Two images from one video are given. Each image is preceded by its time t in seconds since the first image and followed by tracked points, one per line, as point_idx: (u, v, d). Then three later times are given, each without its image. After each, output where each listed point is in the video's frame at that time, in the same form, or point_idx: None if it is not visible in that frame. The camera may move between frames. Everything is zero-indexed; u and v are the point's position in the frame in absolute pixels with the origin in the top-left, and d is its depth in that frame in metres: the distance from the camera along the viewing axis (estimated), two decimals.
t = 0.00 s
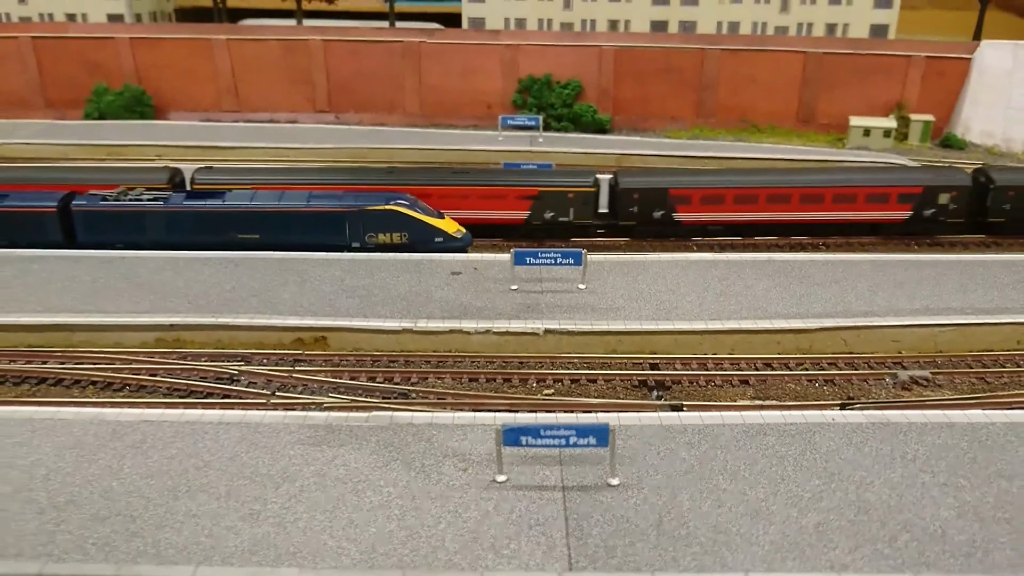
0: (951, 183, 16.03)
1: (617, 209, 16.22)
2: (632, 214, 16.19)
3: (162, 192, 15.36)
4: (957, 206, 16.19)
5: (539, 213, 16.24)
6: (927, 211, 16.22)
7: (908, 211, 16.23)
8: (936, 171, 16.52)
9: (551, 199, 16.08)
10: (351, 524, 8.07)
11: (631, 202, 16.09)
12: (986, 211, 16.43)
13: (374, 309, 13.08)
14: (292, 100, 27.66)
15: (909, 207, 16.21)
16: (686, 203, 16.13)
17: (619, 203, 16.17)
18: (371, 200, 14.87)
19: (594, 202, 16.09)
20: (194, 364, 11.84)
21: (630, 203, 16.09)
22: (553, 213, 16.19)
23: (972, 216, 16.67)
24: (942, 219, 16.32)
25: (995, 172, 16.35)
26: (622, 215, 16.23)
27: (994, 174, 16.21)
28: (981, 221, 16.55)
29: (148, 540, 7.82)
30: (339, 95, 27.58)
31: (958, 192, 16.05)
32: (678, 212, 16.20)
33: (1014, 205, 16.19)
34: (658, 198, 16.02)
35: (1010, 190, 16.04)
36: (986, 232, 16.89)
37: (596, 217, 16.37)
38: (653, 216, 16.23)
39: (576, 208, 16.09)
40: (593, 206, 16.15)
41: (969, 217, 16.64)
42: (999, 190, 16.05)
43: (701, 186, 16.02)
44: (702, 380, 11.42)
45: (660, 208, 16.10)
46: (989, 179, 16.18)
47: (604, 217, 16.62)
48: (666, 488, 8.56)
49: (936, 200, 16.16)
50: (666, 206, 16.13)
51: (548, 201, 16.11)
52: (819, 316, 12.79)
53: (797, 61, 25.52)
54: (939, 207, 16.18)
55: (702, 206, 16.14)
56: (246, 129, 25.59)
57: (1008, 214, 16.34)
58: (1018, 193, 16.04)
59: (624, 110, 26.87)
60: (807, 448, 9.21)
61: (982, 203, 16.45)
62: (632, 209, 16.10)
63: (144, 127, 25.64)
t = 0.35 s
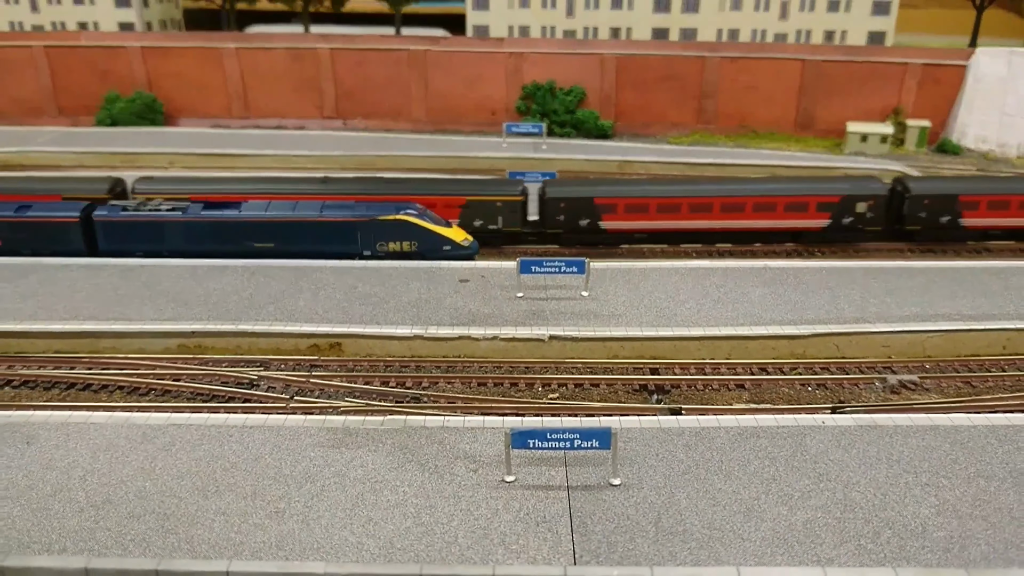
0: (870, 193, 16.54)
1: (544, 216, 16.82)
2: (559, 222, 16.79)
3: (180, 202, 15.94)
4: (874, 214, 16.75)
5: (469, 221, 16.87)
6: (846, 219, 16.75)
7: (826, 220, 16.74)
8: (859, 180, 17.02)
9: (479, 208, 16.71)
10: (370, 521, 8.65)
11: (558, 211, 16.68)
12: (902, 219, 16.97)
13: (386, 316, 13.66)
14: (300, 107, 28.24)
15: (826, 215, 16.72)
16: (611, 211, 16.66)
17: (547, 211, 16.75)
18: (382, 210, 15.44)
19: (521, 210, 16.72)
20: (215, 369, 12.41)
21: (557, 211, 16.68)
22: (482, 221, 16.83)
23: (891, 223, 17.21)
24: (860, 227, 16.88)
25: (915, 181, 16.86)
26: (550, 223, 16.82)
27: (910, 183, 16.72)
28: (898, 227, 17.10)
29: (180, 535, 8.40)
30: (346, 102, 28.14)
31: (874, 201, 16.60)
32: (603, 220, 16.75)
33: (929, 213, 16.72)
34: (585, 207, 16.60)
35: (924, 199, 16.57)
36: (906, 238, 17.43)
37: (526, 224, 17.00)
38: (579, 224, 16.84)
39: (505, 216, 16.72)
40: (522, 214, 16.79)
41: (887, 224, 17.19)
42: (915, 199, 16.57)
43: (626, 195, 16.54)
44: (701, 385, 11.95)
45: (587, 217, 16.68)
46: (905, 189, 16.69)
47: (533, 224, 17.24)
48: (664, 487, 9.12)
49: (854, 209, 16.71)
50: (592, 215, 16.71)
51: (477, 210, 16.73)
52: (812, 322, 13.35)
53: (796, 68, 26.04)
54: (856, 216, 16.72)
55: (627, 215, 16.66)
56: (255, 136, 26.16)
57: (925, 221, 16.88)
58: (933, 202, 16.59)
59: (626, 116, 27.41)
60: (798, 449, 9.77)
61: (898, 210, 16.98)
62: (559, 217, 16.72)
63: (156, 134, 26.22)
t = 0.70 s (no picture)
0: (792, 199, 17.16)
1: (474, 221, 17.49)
2: (488, 226, 17.39)
3: (196, 208, 16.55)
4: (794, 219, 17.37)
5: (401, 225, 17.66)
6: (766, 224, 17.37)
7: (747, 224, 17.34)
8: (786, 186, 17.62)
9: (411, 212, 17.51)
10: (386, 512, 9.27)
11: (488, 216, 17.32)
12: (822, 224, 17.62)
13: (396, 318, 14.28)
14: (307, 109, 28.83)
15: (748, 220, 17.33)
16: (539, 216, 17.24)
17: (477, 216, 17.40)
18: (391, 215, 16.06)
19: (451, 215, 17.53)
20: (234, 368, 13.01)
21: (487, 216, 17.32)
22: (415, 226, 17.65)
23: (811, 228, 17.85)
24: (780, 232, 17.49)
25: (835, 188, 17.49)
26: (480, 227, 17.43)
27: (828, 190, 17.39)
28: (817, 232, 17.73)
29: (210, 525, 9.04)
30: (352, 105, 28.70)
31: (794, 207, 17.24)
32: (532, 224, 17.30)
33: (847, 218, 17.35)
34: (514, 211, 17.20)
35: (841, 206, 17.22)
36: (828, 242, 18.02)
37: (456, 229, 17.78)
38: (509, 228, 17.39)
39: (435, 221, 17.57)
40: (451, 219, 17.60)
41: (808, 229, 17.81)
42: (832, 205, 17.23)
43: (554, 200, 17.14)
44: (697, 384, 12.53)
45: (515, 220, 17.25)
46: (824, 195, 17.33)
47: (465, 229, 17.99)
48: (661, 482, 9.74)
49: (774, 214, 17.30)
50: (521, 219, 17.28)
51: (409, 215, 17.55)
52: (803, 324, 13.97)
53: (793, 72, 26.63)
54: (776, 221, 17.33)
55: (554, 220, 17.24)
56: (263, 139, 26.71)
57: (843, 226, 17.51)
58: (851, 208, 17.22)
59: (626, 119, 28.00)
60: (787, 446, 10.39)
61: (818, 215, 17.64)
62: (488, 221, 17.33)
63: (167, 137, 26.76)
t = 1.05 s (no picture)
0: (724, 207, 17.75)
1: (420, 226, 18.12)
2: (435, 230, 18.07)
3: (218, 214, 17.22)
4: (728, 226, 17.94)
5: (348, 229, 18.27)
6: (700, 230, 17.96)
7: (683, 230, 17.97)
8: (724, 194, 18.22)
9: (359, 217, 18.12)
10: (410, 505, 9.97)
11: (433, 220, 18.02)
12: (755, 231, 18.17)
13: (413, 321, 14.97)
14: (318, 113, 29.50)
15: (683, 227, 17.96)
16: (482, 221, 17.94)
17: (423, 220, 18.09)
18: (406, 221, 16.73)
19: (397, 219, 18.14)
20: (260, 369, 13.70)
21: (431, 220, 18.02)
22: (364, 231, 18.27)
23: (745, 234, 18.40)
24: (715, 238, 18.08)
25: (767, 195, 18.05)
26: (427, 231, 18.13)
27: (761, 197, 17.95)
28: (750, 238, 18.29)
29: (247, 516, 9.74)
30: (361, 109, 29.37)
31: (727, 214, 17.80)
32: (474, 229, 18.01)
33: (779, 225, 17.92)
34: (457, 216, 17.91)
35: (773, 212, 17.76)
36: (762, 248, 18.56)
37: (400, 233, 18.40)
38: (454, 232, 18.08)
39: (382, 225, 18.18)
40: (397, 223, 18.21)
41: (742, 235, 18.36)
42: (764, 212, 17.80)
43: (494, 206, 17.83)
44: (700, 384, 13.13)
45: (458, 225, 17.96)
46: (756, 202, 17.88)
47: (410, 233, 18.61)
48: (666, 476, 10.44)
49: (708, 220, 17.88)
50: (465, 224, 17.98)
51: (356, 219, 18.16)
52: (800, 327, 14.65)
53: (793, 78, 27.25)
54: (710, 227, 17.92)
55: (495, 225, 17.95)
56: (275, 143, 27.38)
57: (775, 232, 18.06)
58: (781, 214, 17.78)
59: (630, 123, 28.66)
60: (783, 443, 11.09)
61: (752, 222, 18.22)
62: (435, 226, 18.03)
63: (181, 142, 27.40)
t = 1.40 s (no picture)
0: (669, 213, 18.44)
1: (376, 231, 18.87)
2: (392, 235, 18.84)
3: (237, 221, 17.91)
4: (673, 231, 18.68)
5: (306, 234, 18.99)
6: (647, 235, 18.67)
7: (629, 236, 18.62)
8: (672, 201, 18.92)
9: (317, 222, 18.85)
10: (429, 498, 10.64)
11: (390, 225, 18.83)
12: (700, 236, 18.87)
13: (426, 324, 15.65)
14: (327, 119, 30.19)
15: (630, 232, 18.61)
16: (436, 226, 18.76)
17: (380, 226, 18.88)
18: (418, 227, 17.40)
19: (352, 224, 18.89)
20: (281, 370, 14.39)
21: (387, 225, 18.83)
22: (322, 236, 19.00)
23: (691, 239, 19.10)
24: (661, 242, 18.80)
25: (711, 202, 18.75)
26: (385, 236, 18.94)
27: (705, 204, 18.66)
28: (696, 243, 19.01)
29: (277, 508, 10.42)
30: (369, 114, 30.05)
31: (671, 219, 18.52)
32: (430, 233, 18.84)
33: (721, 230, 18.62)
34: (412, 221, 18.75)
35: (715, 218, 18.48)
36: (708, 252, 19.27)
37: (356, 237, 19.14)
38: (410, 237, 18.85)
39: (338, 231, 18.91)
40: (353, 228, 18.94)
41: (688, 240, 19.08)
42: (707, 218, 18.52)
43: (447, 212, 18.65)
44: (702, 384, 13.74)
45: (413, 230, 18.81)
46: (700, 209, 18.61)
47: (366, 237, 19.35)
48: (668, 471, 11.12)
49: (654, 226, 18.58)
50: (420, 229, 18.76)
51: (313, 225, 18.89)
52: (796, 329, 15.32)
53: (792, 83, 27.88)
54: (656, 232, 18.63)
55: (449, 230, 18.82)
56: (286, 149, 28.09)
57: (719, 237, 18.77)
58: (724, 220, 18.47)
59: (632, 128, 29.33)
60: (779, 439, 11.76)
61: (697, 228, 18.92)
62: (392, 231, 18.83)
63: (194, 148, 28.09)
